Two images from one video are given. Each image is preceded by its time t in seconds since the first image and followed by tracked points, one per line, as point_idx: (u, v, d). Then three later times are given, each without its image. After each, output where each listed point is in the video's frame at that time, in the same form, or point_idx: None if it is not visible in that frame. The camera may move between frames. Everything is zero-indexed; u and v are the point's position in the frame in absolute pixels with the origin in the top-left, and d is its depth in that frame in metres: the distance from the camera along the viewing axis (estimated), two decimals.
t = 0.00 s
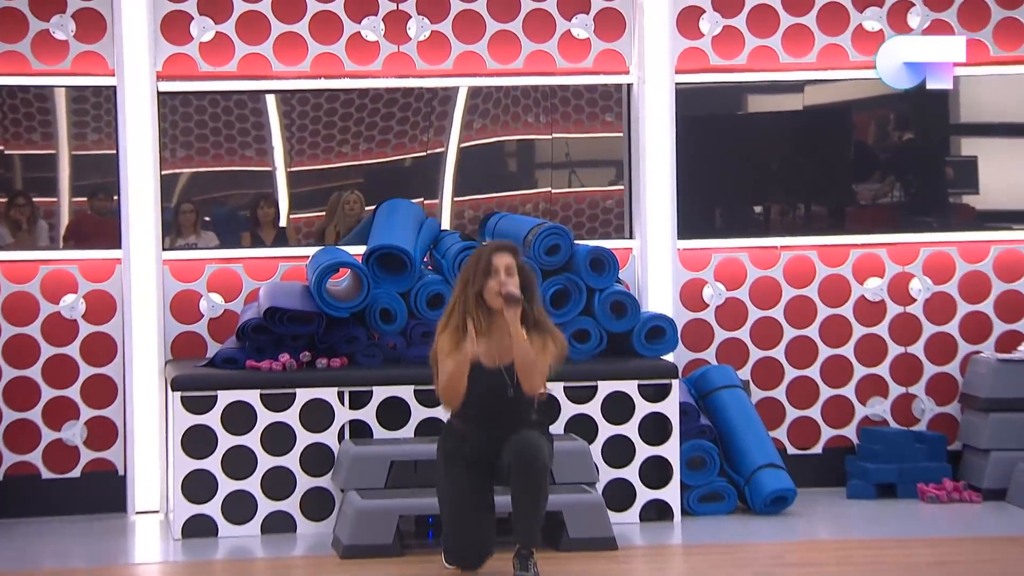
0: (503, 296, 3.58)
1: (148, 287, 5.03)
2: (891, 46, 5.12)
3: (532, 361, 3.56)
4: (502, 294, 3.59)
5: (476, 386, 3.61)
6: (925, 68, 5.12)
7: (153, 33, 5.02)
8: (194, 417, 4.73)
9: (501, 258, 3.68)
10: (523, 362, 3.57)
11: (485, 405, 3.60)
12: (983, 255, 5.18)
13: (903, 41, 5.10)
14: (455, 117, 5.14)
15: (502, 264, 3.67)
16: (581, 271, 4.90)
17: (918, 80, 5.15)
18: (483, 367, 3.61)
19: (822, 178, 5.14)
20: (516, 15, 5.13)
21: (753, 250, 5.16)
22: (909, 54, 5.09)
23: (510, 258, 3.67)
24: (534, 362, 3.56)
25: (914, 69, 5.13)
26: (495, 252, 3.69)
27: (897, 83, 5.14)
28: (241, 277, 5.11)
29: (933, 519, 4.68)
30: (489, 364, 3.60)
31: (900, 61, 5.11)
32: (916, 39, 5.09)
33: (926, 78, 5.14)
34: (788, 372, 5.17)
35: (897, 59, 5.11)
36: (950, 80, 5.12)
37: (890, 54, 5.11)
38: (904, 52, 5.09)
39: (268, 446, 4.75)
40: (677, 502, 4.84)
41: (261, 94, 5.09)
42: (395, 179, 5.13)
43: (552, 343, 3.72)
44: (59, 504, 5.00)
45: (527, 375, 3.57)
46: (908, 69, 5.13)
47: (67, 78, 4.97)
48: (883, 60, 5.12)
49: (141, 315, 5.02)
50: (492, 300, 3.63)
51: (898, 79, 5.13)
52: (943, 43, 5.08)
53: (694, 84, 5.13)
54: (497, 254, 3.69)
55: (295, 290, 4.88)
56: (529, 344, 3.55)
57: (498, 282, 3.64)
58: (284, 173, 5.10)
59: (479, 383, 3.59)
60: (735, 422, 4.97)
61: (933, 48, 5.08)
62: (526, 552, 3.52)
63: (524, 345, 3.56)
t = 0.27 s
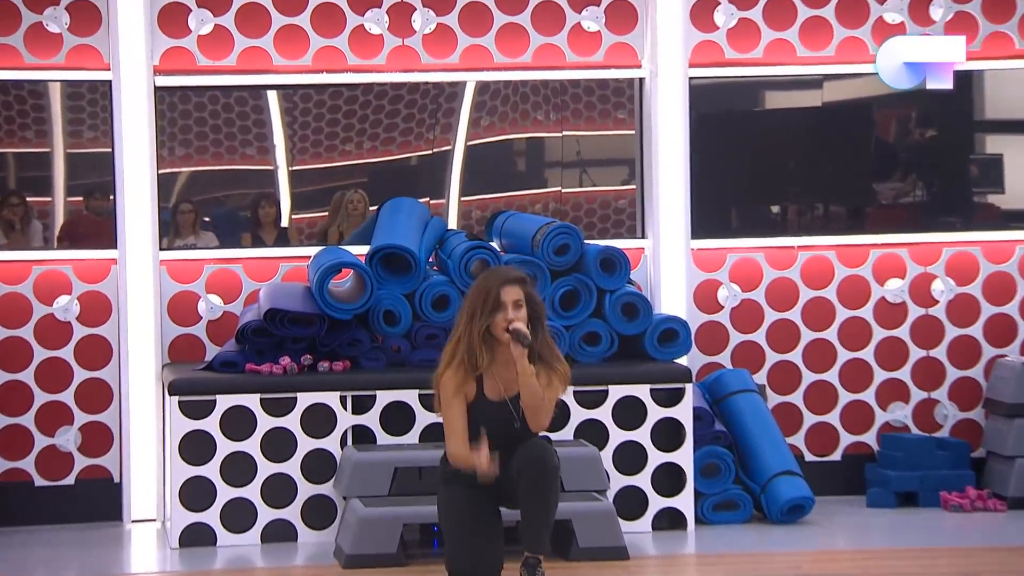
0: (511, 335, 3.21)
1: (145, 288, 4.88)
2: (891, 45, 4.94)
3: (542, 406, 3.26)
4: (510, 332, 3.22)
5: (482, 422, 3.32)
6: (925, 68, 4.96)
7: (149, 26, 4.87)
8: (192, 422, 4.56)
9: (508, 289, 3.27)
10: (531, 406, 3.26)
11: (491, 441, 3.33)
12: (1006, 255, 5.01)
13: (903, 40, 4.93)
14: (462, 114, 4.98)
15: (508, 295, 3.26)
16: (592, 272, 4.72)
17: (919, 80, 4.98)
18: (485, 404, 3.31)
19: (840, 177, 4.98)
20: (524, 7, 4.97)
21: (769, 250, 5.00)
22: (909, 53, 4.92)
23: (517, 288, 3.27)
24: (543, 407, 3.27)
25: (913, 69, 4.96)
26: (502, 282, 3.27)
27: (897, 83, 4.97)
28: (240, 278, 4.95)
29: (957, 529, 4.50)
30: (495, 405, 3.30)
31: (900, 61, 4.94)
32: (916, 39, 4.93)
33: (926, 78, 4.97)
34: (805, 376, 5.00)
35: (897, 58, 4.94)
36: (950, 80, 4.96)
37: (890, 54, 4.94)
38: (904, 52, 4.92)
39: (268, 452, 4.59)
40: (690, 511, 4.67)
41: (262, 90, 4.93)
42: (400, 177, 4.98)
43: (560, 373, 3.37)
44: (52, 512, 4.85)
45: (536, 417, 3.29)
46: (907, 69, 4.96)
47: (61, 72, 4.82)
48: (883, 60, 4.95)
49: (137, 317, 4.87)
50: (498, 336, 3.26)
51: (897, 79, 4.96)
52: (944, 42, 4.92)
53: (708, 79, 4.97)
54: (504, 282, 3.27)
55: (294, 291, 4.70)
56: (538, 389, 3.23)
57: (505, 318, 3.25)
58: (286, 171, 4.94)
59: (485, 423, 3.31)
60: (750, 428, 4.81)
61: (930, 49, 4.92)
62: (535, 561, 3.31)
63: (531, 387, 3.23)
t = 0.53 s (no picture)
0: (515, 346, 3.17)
1: (140, 290, 4.76)
2: (890, 44, 4.83)
3: (546, 418, 3.19)
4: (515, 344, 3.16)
5: (484, 433, 3.23)
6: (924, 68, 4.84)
7: (145, 22, 4.75)
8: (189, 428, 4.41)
9: (515, 300, 3.20)
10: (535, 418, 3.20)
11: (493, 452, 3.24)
12: None
13: (903, 40, 4.82)
14: (466, 112, 4.85)
15: (516, 306, 3.21)
16: (599, 273, 4.58)
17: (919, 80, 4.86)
18: (491, 414, 3.23)
19: (855, 176, 4.85)
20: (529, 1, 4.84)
21: (781, 252, 4.87)
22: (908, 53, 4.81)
23: (525, 300, 3.21)
24: (548, 422, 3.20)
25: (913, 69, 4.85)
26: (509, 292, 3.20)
27: (897, 84, 4.85)
28: (238, 280, 4.83)
29: (974, 538, 4.37)
30: (497, 417, 3.23)
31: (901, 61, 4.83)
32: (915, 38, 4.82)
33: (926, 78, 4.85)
34: (818, 381, 4.88)
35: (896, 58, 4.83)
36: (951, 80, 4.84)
37: (889, 54, 4.83)
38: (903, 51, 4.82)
39: (268, 459, 4.43)
40: (700, 518, 4.53)
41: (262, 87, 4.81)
42: (402, 177, 4.85)
43: (566, 383, 3.31)
44: (46, 519, 4.72)
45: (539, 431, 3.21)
46: (908, 69, 4.85)
47: (55, 69, 4.70)
48: (882, 59, 4.84)
49: (132, 319, 4.75)
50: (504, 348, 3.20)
51: (897, 79, 4.85)
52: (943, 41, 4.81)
53: (719, 77, 4.85)
54: (510, 293, 3.21)
55: (294, 294, 4.57)
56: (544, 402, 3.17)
57: (511, 330, 3.19)
58: (286, 171, 4.82)
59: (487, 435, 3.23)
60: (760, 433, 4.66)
61: (933, 47, 4.81)
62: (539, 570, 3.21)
63: (536, 398, 3.17)
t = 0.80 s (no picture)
0: (526, 303, 2.85)
1: (132, 296, 4.62)
2: (890, 43, 4.70)
3: (559, 382, 2.87)
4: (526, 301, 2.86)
5: (490, 400, 2.89)
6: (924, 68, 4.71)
7: (139, 22, 4.62)
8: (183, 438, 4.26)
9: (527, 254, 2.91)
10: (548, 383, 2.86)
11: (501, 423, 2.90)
12: None
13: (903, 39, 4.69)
14: (469, 116, 4.73)
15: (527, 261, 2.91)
16: (604, 279, 4.45)
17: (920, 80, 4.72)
18: (497, 379, 2.89)
19: (868, 181, 4.72)
20: None
21: (793, 257, 4.74)
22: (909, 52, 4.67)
23: (537, 256, 2.92)
24: (560, 385, 2.87)
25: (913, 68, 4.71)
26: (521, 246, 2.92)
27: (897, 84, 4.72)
28: (233, 286, 4.69)
29: (992, 552, 4.22)
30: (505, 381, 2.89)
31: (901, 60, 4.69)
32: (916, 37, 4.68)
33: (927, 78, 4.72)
34: (830, 390, 4.74)
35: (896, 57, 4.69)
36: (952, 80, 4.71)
37: (889, 53, 4.70)
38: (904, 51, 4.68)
39: (264, 470, 4.29)
40: (708, 531, 4.39)
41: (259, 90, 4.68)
42: (404, 182, 4.72)
43: (579, 349, 2.99)
44: (37, 533, 4.59)
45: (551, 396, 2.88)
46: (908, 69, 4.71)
47: (47, 70, 4.57)
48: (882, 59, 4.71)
49: (124, 326, 4.62)
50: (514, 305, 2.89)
51: (897, 79, 4.71)
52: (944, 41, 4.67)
53: (728, 80, 4.72)
54: (522, 249, 2.92)
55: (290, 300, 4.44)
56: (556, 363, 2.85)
57: (522, 286, 2.90)
58: (284, 176, 4.70)
59: (494, 400, 2.89)
60: (770, 443, 4.51)
61: (934, 46, 4.67)
62: None
63: (547, 360, 2.85)
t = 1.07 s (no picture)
0: (526, 223, 2.77)
1: (127, 302, 4.53)
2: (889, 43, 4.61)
3: (561, 303, 2.75)
4: (525, 222, 2.77)
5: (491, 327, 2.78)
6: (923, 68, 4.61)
7: (134, 24, 4.53)
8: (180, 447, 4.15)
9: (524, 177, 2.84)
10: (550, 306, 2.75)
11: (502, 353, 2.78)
12: None
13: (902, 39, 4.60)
14: (472, 122, 4.63)
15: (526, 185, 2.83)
16: (609, 285, 4.36)
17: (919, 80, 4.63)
18: (495, 304, 2.78)
19: (879, 187, 4.63)
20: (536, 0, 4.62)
21: (801, 263, 4.65)
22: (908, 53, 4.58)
23: (535, 179, 2.84)
24: (563, 306, 2.76)
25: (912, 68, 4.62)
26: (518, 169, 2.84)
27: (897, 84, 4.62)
28: (230, 292, 4.61)
29: (1007, 563, 4.13)
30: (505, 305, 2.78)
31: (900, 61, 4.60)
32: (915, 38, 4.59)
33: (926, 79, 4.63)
34: (840, 399, 4.65)
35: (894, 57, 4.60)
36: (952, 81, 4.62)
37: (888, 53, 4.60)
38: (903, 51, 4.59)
39: (262, 480, 4.18)
40: (716, 542, 4.28)
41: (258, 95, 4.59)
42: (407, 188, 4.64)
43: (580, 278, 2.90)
44: (31, 545, 4.50)
45: (555, 318, 2.76)
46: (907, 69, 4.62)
47: (41, 74, 4.48)
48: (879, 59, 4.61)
49: (118, 333, 4.53)
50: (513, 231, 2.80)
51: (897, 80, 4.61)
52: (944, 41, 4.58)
53: (736, 84, 4.63)
54: (519, 172, 2.85)
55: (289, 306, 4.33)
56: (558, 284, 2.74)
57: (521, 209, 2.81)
58: (284, 183, 4.60)
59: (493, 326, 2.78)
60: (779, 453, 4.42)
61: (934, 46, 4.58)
62: None
63: (549, 281, 2.74)
